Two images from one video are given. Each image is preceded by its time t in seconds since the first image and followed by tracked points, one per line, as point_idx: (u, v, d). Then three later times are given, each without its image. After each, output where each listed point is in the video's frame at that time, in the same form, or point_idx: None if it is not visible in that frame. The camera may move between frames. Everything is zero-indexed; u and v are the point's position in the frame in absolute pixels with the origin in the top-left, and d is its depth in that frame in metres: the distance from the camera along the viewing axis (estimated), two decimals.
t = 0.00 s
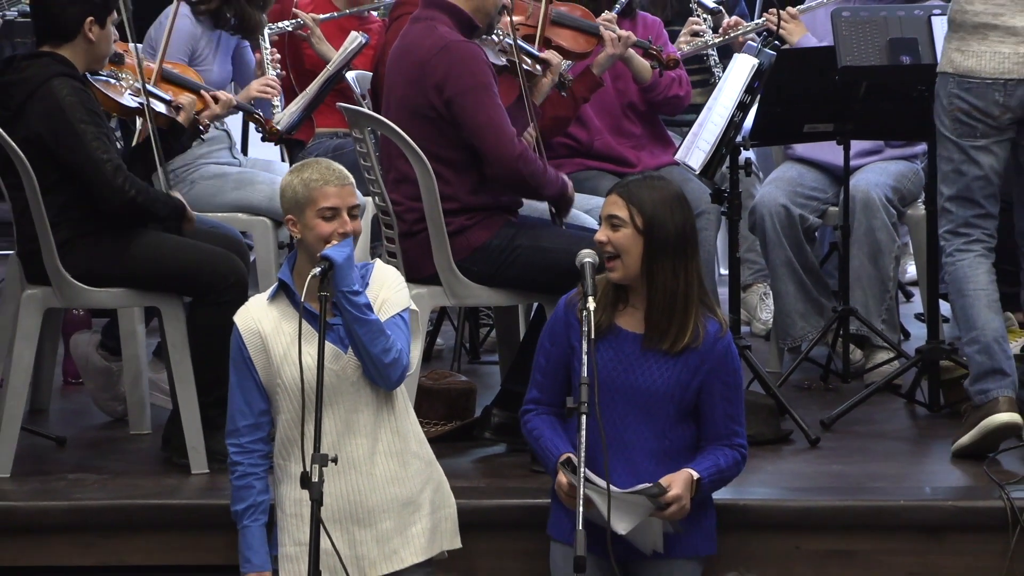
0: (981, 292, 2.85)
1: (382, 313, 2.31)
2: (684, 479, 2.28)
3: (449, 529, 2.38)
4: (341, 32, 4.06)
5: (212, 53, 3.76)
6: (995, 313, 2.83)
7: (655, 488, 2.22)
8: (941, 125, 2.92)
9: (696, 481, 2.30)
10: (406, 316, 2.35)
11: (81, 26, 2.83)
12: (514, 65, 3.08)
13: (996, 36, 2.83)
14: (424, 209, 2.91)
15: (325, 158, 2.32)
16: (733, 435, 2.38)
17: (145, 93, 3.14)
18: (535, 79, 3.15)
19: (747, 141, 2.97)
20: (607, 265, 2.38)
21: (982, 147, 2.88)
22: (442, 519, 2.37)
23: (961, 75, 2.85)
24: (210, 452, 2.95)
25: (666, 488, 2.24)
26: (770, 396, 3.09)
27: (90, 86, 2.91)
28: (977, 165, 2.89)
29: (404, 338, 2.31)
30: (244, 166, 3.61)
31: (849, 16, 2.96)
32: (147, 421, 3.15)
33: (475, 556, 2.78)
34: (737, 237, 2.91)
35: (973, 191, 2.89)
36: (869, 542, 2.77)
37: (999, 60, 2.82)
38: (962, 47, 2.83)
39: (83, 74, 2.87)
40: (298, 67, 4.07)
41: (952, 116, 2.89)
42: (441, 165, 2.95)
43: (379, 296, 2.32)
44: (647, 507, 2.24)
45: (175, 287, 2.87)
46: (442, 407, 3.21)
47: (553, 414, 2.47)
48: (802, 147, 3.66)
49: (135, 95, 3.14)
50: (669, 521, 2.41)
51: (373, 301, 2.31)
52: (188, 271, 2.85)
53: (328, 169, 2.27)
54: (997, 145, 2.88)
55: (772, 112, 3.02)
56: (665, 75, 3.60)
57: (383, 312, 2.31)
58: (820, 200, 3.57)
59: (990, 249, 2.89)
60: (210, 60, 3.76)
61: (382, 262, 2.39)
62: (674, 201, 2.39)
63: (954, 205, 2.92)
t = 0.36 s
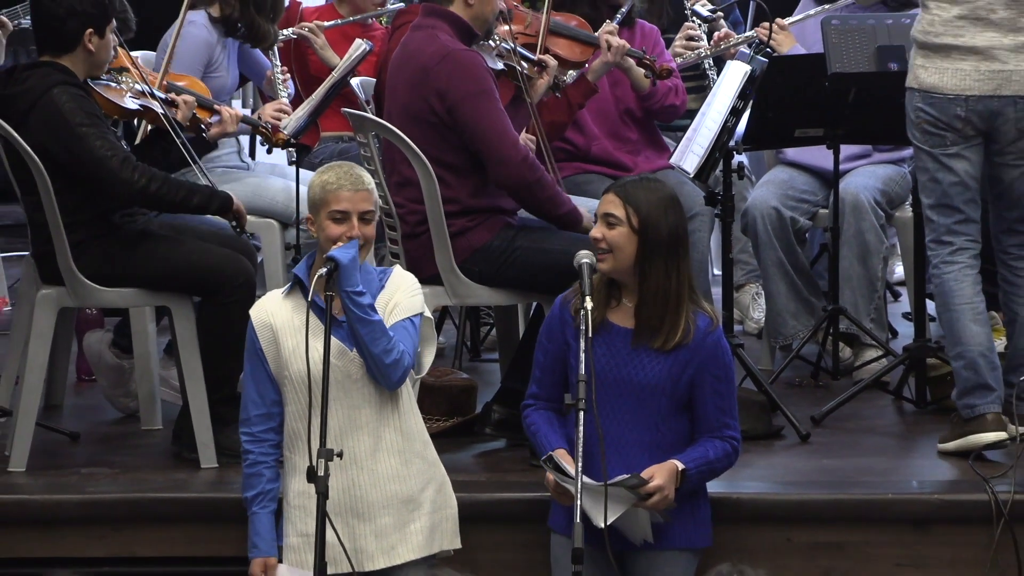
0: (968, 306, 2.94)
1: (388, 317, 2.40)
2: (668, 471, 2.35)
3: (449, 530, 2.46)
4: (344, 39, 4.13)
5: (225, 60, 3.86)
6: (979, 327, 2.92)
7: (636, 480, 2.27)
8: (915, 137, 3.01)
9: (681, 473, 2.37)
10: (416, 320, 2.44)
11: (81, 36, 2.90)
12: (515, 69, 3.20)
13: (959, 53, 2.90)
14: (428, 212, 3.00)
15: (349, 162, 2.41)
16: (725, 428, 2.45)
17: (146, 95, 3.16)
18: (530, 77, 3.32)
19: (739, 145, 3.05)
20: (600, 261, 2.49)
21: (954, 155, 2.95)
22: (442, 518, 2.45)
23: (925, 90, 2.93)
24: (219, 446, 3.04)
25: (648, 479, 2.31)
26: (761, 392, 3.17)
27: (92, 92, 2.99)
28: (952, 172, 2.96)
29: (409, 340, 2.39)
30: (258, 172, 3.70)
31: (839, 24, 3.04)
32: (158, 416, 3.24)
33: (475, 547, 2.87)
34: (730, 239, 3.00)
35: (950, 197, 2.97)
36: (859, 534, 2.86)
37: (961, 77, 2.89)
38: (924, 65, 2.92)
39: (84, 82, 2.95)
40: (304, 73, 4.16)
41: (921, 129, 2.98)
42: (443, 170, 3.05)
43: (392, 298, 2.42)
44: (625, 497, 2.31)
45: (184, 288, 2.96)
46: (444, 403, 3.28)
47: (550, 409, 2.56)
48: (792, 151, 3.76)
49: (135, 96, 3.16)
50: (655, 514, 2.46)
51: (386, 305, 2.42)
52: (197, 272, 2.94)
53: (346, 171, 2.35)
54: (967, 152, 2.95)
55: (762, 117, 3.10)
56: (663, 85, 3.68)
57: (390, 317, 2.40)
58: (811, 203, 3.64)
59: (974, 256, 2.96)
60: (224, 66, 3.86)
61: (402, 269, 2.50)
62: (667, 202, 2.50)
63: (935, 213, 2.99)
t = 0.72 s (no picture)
0: (952, 313, 3.06)
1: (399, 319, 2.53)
2: (675, 464, 2.48)
3: (444, 525, 2.57)
4: (352, 49, 4.25)
5: (231, 68, 3.98)
6: (964, 334, 3.04)
7: (650, 475, 2.42)
8: (894, 151, 3.14)
9: (685, 465, 2.50)
10: (427, 321, 2.56)
11: (103, 45, 3.03)
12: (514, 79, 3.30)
13: (931, 69, 3.02)
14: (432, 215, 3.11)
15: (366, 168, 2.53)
16: (717, 421, 2.59)
17: (161, 109, 3.26)
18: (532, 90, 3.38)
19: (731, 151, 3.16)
20: (597, 268, 2.59)
21: (931, 164, 3.08)
22: (437, 516, 2.55)
23: (900, 104, 3.06)
24: (230, 440, 3.16)
25: (658, 473, 2.44)
26: (752, 388, 3.29)
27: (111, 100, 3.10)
28: (930, 181, 3.09)
29: (418, 338, 2.51)
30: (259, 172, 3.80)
31: (825, 34, 3.26)
32: (172, 411, 3.36)
33: (476, 537, 2.99)
34: (722, 240, 3.11)
35: (932, 205, 3.09)
36: (845, 524, 2.97)
37: (933, 91, 3.01)
38: (897, 81, 3.04)
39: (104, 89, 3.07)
40: (313, 82, 4.27)
41: (897, 140, 3.11)
42: (446, 173, 3.16)
43: (404, 299, 2.55)
44: (641, 492, 2.44)
45: (199, 287, 3.08)
46: (446, 398, 3.40)
47: (547, 408, 2.68)
48: (782, 156, 3.85)
49: (152, 110, 3.27)
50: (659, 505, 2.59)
51: (399, 306, 2.54)
52: (209, 271, 3.06)
53: (358, 175, 2.46)
54: (945, 161, 3.07)
55: (754, 124, 3.21)
56: (665, 98, 3.76)
57: (402, 316, 2.53)
58: (799, 206, 3.75)
59: (957, 262, 3.08)
60: (229, 74, 3.98)
61: (415, 273, 2.62)
62: (660, 208, 2.61)
63: (918, 221, 3.11)
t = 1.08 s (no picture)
0: (935, 318, 3.19)
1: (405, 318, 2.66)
2: (679, 460, 2.61)
3: (444, 519, 2.68)
4: (358, 58, 4.36)
5: (235, 75, 4.03)
6: (947, 338, 3.18)
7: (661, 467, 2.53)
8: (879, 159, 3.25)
9: (686, 460, 2.63)
10: (431, 323, 2.67)
11: (126, 57, 3.16)
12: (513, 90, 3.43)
13: (912, 81, 3.13)
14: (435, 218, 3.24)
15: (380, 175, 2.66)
16: (708, 415, 2.72)
17: (179, 117, 3.35)
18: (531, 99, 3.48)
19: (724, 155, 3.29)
20: (604, 264, 2.70)
21: (915, 172, 3.19)
22: (438, 510, 2.66)
23: (882, 115, 3.16)
24: (240, 434, 3.28)
25: (667, 468, 2.57)
26: (743, 384, 3.40)
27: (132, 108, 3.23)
28: (915, 189, 3.20)
29: (423, 339, 2.63)
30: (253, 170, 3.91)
31: (813, 42, 3.35)
32: (184, 406, 3.48)
33: (476, 527, 3.11)
34: (714, 241, 3.23)
35: (915, 212, 3.21)
36: (832, 515, 3.09)
37: (914, 103, 3.12)
38: (880, 92, 3.14)
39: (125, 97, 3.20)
40: (320, 90, 4.40)
41: (881, 150, 3.21)
42: (450, 177, 3.28)
43: (410, 302, 2.68)
44: (651, 486, 2.56)
45: (211, 286, 3.20)
46: (448, 394, 3.51)
47: (544, 404, 2.80)
48: (772, 161, 3.97)
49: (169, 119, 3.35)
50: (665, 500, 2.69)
51: (407, 306, 2.67)
52: (220, 271, 3.18)
53: (375, 183, 2.59)
54: (929, 167, 3.18)
55: (746, 130, 3.33)
56: (657, 106, 3.87)
57: (409, 315, 2.66)
58: (788, 209, 3.88)
59: (940, 268, 3.20)
60: (233, 82, 4.02)
61: (420, 279, 2.75)
62: (659, 206, 2.74)
63: (902, 228, 3.23)
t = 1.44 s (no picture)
0: (919, 320, 3.32)
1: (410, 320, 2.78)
2: (677, 448, 2.74)
3: (446, 514, 2.81)
4: (363, 67, 4.48)
5: (244, 83, 4.14)
6: (930, 338, 3.31)
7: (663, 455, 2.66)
8: (870, 169, 3.36)
9: (684, 449, 2.75)
10: (436, 323, 2.80)
11: (127, 63, 3.29)
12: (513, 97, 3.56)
13: (907, 90, 3.24)
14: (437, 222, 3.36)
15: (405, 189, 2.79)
16: (701, 405, 2.85)
17: (183, 114, 3.52)
18: (530, 106, 3.63)
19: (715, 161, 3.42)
20: (596, 260, 2.84)
21: (904, 182, 3.31)
22: (440, 505, 2.79)
23: (877, 123, 3.28)
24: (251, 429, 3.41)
25: (668, 456, 2.70)
26: (735, 380, 3.53)
27: (137, 114, 3.36)
28: (902, 198, 3.32)
29: (428, 338, 2.75)
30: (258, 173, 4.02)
31: (803, 52, 3.38)
32: (197, 402, 3.61)
33: (478, 518, 3.23)
34: (707, 243, 3.35)
35: (902, 219, 3.33)
36: (820, 507, 3.21)
37: (909, 112, 3.24)
38: (876, 101, 3.26)
39: (132, 104, 3.33)
40: (328, 98, 4.49)
41: (874, 157, 3.33)
42: (450, 182, 3.41)
43: (417, 302, 2.80)
44: (652, 474, 2.69)
45: (222, 287, 3.33)
46: (451, 390, 3.63)
47: (542, 405, 2.92)
48: (762, 166, 4.08)
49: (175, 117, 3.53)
50: (666, 491, 2.81)
51: (414, 309, 2.79)
52: (233, 271, 3.31)
53: (395, 194, 2.73)
54: (918, 178, 3.30)
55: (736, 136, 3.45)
56: (651, 109, 3.97)
57: (415, 317, 2.78)
58: (778, 212, 3.98)
59: (923, 271, 3.32)
60: (243, 89, 4.14)
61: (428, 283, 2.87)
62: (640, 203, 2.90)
63: (889, 233, 3.35)
